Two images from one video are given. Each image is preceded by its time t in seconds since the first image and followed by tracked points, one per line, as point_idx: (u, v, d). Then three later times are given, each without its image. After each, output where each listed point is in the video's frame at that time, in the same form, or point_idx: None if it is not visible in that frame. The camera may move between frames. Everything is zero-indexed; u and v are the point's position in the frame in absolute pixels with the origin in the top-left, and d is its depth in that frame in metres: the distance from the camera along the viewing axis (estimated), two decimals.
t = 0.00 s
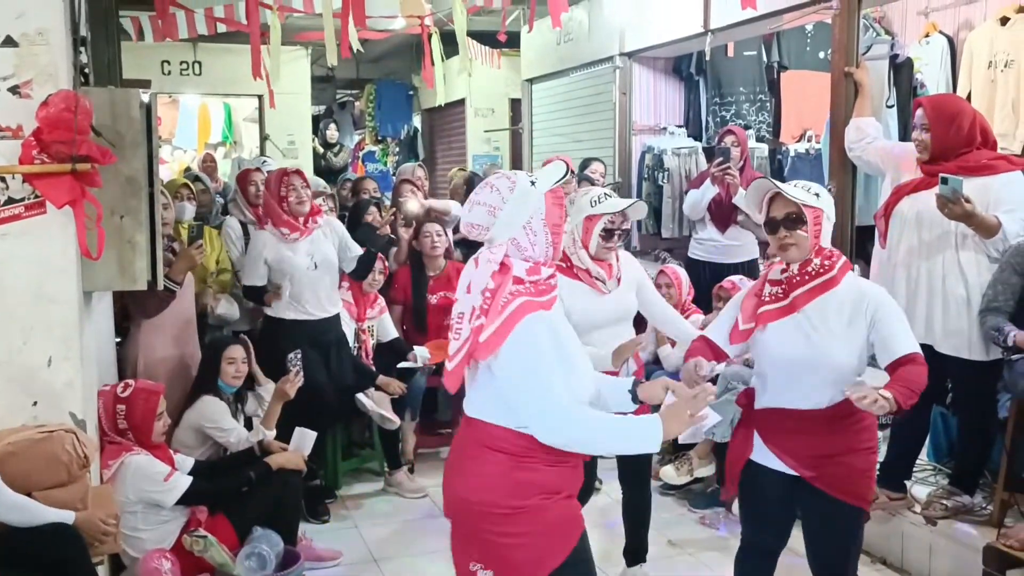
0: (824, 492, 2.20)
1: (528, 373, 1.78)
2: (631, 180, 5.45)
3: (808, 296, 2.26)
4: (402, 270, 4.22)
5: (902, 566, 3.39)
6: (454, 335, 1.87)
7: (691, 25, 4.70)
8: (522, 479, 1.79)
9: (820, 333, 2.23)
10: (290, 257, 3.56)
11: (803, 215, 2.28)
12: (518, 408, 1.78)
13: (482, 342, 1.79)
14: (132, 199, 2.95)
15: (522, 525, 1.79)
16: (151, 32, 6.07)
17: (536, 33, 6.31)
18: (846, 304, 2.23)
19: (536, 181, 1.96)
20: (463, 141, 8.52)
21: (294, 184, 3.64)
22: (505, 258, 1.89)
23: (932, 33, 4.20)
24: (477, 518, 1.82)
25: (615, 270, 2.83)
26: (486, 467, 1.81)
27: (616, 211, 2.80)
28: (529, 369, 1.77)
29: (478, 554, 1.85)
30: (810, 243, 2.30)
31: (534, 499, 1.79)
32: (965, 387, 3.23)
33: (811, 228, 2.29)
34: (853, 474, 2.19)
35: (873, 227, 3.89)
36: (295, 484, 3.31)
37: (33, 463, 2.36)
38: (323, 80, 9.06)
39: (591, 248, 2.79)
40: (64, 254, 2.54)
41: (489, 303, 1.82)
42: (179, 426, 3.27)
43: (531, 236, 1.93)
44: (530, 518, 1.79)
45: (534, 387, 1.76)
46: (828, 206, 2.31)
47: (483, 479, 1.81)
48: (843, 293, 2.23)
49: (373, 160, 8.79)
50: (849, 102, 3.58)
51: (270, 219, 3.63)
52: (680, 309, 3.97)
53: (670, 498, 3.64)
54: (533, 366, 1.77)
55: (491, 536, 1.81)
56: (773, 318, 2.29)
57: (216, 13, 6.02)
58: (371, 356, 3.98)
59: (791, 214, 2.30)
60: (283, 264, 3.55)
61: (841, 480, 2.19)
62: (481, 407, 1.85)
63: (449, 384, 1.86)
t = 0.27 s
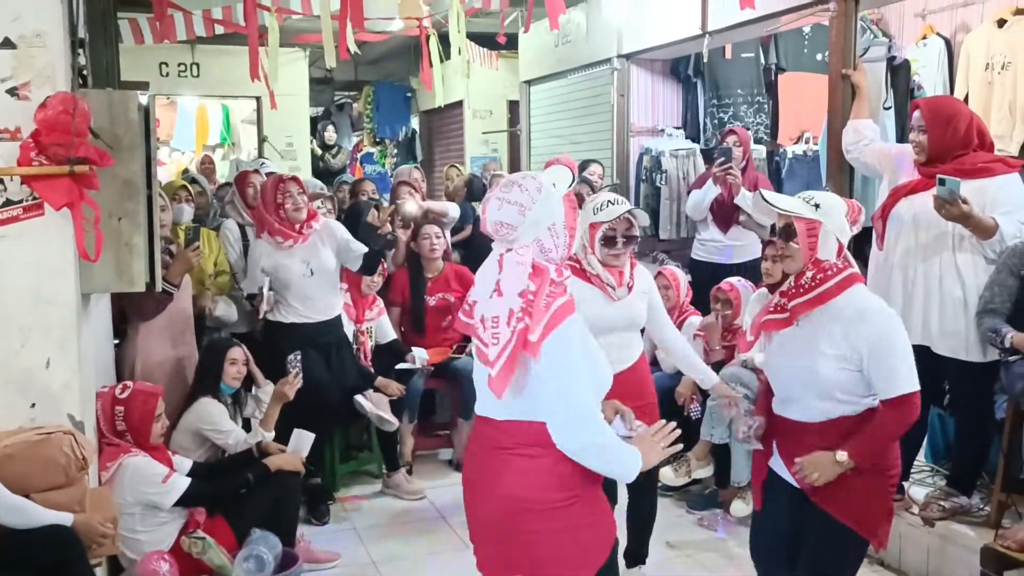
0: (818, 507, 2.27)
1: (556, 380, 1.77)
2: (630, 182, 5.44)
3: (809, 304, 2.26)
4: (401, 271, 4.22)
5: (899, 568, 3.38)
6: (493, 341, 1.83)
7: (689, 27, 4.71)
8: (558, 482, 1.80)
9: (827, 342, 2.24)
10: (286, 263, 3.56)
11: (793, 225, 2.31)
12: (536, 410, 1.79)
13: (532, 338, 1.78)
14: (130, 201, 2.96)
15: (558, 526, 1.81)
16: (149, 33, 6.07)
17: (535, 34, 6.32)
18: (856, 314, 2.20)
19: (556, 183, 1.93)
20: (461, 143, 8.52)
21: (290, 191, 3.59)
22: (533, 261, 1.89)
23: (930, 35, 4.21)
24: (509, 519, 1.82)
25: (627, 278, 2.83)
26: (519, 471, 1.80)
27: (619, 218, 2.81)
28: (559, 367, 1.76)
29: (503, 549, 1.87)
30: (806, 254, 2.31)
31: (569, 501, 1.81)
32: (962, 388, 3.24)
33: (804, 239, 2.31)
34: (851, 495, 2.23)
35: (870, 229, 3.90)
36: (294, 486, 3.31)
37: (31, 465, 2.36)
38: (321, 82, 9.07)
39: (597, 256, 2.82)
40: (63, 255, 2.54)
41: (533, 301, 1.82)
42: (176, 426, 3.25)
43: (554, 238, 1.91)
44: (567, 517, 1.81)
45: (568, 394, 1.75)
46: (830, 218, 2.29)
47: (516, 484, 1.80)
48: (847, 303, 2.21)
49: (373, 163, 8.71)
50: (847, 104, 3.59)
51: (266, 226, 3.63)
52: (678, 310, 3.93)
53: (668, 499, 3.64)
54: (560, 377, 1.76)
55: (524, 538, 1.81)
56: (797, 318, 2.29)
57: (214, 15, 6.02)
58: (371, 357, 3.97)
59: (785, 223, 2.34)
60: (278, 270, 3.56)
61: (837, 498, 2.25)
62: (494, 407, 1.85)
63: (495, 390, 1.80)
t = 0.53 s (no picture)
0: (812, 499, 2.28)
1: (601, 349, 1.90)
2: (631, 182, 5.44)
3: (794, 291, 2.31)
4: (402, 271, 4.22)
5: (902, 566, 3.39)
6: (531, 326, 1.85)
7: (690, 26, 4.71)
8: (570, 467, 1.84)
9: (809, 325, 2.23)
10: (291, 255, 3.55)
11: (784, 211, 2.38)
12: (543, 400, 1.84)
13: (582, 310, 1.89)
14: (131, 200, 2.97)
15: (567, 511, 1.83)
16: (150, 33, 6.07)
17: (535, 34, 6.31)
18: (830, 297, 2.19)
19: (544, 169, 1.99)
20: (462, 143, 8.52)
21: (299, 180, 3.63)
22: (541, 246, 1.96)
23: (931, 34, 4.21)
24: (518, 506, 1.81)
25: (603, 274, 2.79)
26: (532, 456, 1.82)
27: (599, 214, 2.74)
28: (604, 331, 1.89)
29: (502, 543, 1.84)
30: (795, 241, 2.39)
31: (578, 486, 1.85)
32: (964, 387, 3.24)
33: (794, 224, 2.38)
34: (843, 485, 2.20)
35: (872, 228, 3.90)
36: (296, 485, 3.31)
37: (33, 463, 2.36)
38: (321, 82, 9.08)
39: (576, 252, 2.80)
40: (64, 254, 2.54)
41: (566, 278, 1.92)
42: (179, 427, 3.25)
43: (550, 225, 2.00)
44: (575, 504, 1.84)
45: (603, 360, 1.90)
46: (818, 210, 2.34)
47: (529, 469, 1.81)
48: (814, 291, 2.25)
49: (372, 161, 8.78)
50: (849, 103, 3.59)
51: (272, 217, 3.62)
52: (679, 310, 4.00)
53: (669, 498, 3.64)
54: (601, 345, 1.89)
55: (532, 524, 1.82)
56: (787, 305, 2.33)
57: (215, 15, 6.03)
58: (372, 356, 3.98)
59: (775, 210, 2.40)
60: (283, 262, 3.55)
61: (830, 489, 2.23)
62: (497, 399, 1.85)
63: (545, 373, 1.83)
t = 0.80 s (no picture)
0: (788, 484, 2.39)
1: (558, 360, 1.86)
2: (632, 181, 5.45)
3: (774, 287, 2.45)
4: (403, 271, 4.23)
5: (904, 566, 3.40)
6: (476, 343, 1.82)
7: (691, 26, 4.71)
8: (527, 474, 1.78)
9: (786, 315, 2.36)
10: (308, 254, 3.47)
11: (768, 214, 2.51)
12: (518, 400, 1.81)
13: (531, 324, 1.85)
14: (133, 200, 2.98)
15: (522, 518, 1.77)
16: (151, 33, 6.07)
17: (536, 33, 6.32)
18: (810, 287, 2.33)
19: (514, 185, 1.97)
20: (462, 144, 8.52)
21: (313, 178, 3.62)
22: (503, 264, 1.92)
23: (932, 34, 4.21)
24: (470, 510, 1.76)
25: (579, 285, 2.69)
26: (488, 459, 1.77)
27: (572, 217, 2.67)
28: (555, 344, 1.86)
29: (455, 544, 1.79)
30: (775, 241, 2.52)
31: (536, 494, 1.79)
32: (966, 387, 3.24)
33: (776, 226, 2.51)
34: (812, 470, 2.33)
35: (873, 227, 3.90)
36: (298, 485, 3.31)
37: (37, 463, 2.36)
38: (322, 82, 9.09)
39: (549, 260, 2.69)
40: (67, 253, 2.54)
41: (526, 294, 1.88)
42: (179, 428, 3.25)
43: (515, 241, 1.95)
44: (530, 512, 1.78)
45: (565, 374, 1.86)
46: (800, 213, 2.46)
47: (484, 472, 1.76)
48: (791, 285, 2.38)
49: (373, 162, 8.72)
50: (849, 103, 3.62)
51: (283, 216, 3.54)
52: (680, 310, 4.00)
53: (671, 497, 3.63)
54: (562, 362, 1.86)
55: (485, 527, 1.77)
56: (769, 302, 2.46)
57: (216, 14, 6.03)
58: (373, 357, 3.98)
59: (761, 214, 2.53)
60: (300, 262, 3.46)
61: (801, 475, 2.36)
62: (464, 401, 1.80)
63: (482, 389, 1.79)
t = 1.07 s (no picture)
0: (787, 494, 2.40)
1: (529, 355, 1.83)
2: (633, 181, 5.46)
3: (765, 295, 2.47)
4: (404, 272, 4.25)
5: (905, 566, 3.39)
6: (446, 340, 1.82)
7: (692, 25, 4.71)
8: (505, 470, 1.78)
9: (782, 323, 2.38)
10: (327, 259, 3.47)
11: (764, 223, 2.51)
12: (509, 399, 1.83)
13: (499, 320, 1.82)
14: (135, 199, 3.00)
15: (498, 514, 1.77)
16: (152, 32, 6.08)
17: (537, 33, 6.32)
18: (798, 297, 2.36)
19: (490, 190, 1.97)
20: (463, 144, 8.52)
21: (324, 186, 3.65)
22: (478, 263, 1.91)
23: (933, 33, 4.21)
24: (447, 501, 1.76)
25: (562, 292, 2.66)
26: (468, 452, 1.77)
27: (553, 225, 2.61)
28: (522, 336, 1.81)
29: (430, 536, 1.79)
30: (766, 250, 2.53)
31: (513, 491, 1.78)
32: (967, 387, 3.25)
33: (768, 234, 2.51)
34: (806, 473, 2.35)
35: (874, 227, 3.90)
36: (298, 485, 3.31)
37: (38, 462, 2.36)
38: (323, 82, 9.12)
39: (531, 266, 2.67)
40: (68, 253, 2.54)
41: (496, 290, 1.85)
42: (178, 428, 3.26)
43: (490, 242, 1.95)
44: (506, 508, 1.78)
45: (542, 371, 1.83)
46: (795, 222, 2.46)
47: (463, 464, 1.76)
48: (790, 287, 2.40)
49: (373, 161, 8.75)
50: (850, 103, 3.62)
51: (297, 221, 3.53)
52: (680, 310, 4.00)
53: (672, 498, 3.63)
54: (534, 354, 1.83)
55: (461, 521, 1.76)
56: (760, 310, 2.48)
57: (217, 14, 6.03)
58: (374, 357, 3.99)
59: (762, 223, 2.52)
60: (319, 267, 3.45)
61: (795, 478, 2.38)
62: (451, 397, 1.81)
63: (451, 385, 1.79)
